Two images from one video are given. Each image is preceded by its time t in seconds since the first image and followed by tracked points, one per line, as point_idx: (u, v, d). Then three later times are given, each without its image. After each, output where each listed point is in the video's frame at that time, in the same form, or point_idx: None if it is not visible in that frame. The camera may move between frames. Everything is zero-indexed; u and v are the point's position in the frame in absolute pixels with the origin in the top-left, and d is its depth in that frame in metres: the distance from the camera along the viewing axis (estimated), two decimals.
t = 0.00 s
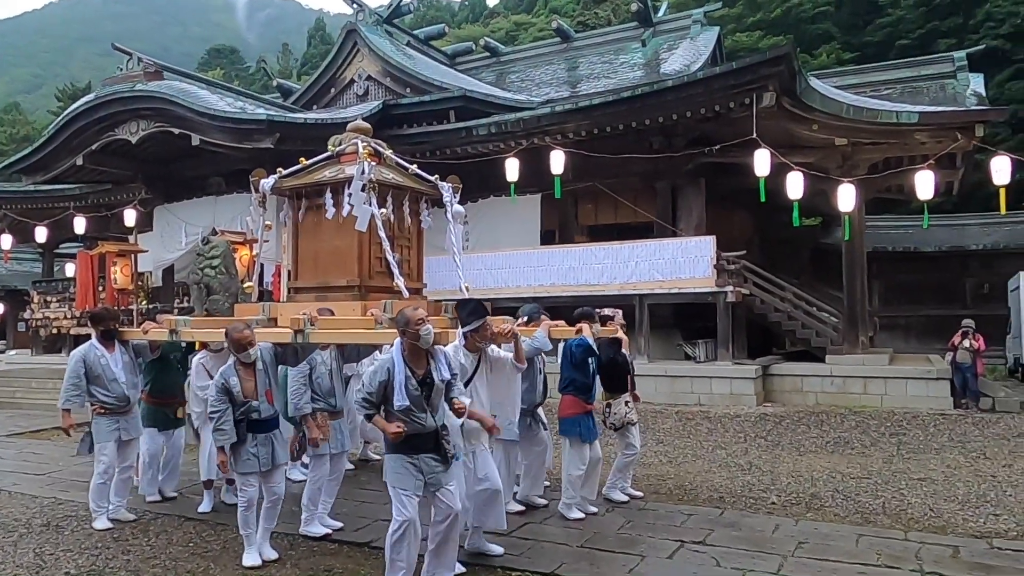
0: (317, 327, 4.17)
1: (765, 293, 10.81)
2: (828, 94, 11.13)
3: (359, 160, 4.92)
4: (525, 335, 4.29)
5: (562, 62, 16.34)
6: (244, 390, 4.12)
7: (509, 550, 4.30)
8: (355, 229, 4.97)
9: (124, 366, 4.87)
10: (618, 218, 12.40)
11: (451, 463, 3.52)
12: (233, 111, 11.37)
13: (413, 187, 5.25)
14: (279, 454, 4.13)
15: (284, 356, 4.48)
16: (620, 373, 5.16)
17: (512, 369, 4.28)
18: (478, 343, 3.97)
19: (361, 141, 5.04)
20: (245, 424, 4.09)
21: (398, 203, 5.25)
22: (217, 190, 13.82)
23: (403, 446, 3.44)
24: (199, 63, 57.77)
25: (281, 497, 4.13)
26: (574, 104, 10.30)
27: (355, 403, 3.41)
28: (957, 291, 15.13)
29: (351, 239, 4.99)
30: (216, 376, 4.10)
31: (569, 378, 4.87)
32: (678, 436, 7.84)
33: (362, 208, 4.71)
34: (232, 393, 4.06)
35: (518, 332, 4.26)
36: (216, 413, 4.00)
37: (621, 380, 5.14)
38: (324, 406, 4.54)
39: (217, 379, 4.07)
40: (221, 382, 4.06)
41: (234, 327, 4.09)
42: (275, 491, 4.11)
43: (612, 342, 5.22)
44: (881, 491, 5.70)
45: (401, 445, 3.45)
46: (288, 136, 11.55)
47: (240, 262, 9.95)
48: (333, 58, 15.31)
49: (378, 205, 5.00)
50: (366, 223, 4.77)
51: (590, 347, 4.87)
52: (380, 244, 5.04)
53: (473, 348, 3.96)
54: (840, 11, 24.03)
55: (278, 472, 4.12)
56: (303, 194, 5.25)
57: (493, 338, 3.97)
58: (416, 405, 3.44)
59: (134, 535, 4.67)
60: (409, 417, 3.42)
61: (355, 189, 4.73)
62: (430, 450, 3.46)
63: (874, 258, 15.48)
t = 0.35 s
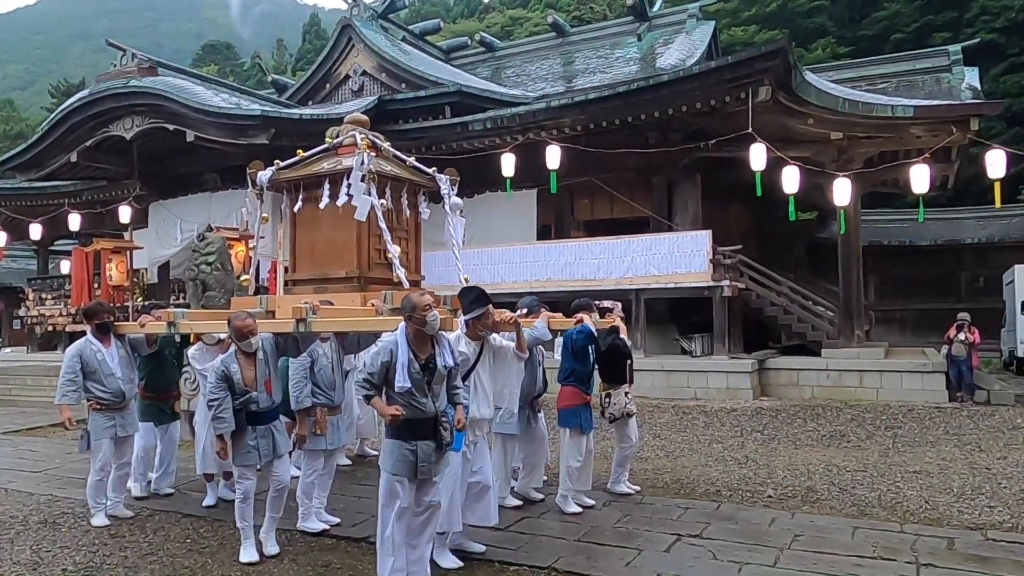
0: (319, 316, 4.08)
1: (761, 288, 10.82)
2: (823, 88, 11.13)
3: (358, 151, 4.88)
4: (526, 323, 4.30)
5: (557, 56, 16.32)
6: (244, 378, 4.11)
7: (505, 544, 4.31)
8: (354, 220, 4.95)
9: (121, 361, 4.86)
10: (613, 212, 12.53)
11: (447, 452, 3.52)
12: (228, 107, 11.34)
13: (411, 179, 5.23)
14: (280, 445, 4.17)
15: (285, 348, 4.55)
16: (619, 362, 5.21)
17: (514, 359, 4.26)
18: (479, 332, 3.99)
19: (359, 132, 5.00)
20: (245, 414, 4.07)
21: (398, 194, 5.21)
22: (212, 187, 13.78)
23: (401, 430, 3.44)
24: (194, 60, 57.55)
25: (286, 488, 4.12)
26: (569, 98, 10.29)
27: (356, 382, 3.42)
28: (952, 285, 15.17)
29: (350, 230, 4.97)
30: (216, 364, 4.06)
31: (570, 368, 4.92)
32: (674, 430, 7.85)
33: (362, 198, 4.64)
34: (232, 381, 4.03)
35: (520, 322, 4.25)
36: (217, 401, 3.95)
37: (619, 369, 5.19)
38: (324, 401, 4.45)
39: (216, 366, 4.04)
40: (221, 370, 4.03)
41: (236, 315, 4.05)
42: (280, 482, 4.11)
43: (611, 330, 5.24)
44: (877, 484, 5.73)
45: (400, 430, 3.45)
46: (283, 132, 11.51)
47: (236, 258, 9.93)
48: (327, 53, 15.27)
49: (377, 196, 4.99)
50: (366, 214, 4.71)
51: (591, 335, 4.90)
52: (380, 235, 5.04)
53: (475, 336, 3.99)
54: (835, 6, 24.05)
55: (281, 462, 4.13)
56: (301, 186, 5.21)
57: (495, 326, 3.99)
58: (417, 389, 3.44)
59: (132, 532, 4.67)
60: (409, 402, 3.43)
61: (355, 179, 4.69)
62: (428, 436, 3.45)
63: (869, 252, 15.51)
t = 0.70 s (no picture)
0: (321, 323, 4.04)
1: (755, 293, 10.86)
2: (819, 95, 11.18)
3: (358, 157, 4.93)
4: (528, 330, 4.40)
5: (554, 61, 16.36)
6: (246, 387, 4.12)
7: (498, 549, 4.30)
8: (354, 225, 4.98)
9: (113, 367, 4.83)
10: (609, 217, 12.34)
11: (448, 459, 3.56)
12: (224, 109, 11.33)
13: (410, 185, 5.27)
14: (282, 455, 4.13)
15: (287, 354, 4.28)
16: (616, 369, 5.20)
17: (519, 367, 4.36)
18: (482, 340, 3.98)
19: (358, 138, 5.04)
20: (248, 422, 4.10)
21: (397, 199, 5.25)
22: (207, 188, 13.76)
23: (407, 437, 3.46)
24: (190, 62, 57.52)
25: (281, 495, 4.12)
26: (566, 104, 10.32)
27: (361, 389, 3.35)
28: (946, 292, 15.24)
29: (350, 235, 4.99)
30: (219, 373, 4.10)
31: (567, 375, 4.90)
32: (669, 435, 7.86)
33: (363, 205, 4.76)
34: (234, 392, 4.07)
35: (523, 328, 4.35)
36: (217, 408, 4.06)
37: (616, 376, 5.17)
38: (322, 407, 4.30)
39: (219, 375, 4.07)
40: (223, 379, 4.06)
41: (238, 323, 4.01)
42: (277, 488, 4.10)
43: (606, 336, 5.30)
44: (870, 490, 5.74)
45: (406, 436, 3.45)
46: (279, 135, 11.51)
47: (231, 261, 9.91)
48: (325, 56, 15.27)
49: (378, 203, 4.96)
50: (367, 221, 4.79)
51: (590, 344, 4.91)
52: (380, 241, 5.05)
53: (479, 344, 4.00)
54: (831, 13, 24.16)
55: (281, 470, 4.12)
56: (301, 191, 5.25)
57: (499, 333, 4.02)
58: (426, 397, 3.44)
59: (124, 534, 4.66)
60: (418, 408, 3.44)
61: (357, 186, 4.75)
62: (433, 443, 3.49)
63: (864, 259, 15.56)
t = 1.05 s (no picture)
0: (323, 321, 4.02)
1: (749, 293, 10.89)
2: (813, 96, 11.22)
3: (358, 154, 4.90)
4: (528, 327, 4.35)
5: (550, 60, 16.36)
6: (249, 382, 4.07)
7: (492, 547, 4.30)
8: (354, 223, 4.96)
9: (117, 363, 4.71)
10: (604, 216, 12.31)
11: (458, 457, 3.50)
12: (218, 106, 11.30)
13: (409, 182, 5.24)
14: (279, 450, 4.11)
15: (287, 352, 4.35)
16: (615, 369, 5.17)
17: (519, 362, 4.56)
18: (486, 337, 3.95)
19: (357, 135, 5.01)
20: (248, 418, 4.04)
21: (396, 197, 5.23)
22: (201, 185, 13.71)
23: (415, 435, 3.40)
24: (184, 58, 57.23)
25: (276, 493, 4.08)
26: (561, 103, 10.32)
27: (370, 389, 3.30)
28: (939, 293, 15.32)
29: (349, 232, 4.97)
30: (221, 367, 4.04)
31: (567, 372, 4.91)
32: (662, 434, 7.88)
33: (364, 202, 4.71)
34: (236, 387, 4.00)
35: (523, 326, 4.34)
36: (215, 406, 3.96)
37: (614, 376, 5.13)
38: (323, 405, 4.41)
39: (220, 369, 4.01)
40: (225, 373, 4.00)
41: (242, 317, 3.98)
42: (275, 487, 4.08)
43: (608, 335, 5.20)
44: (862, 490, 5.77)
45: (413, 434, 3.40)
46: (273, 132, 11.48)
47: (225, 258, 9.90)
48: (320, 53, 15.22)
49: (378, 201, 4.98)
50: (367, 218, 4.77)
51: (596, 347, 4.77)
52: (379, 238, 5.05)
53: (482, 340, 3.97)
54: (826, 14, 24.21)
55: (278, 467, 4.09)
56: (299, 188, 5.20)
57: (503, 330, 3.97)
58: (433, 393, 3.43)
59: (116, 532, 4.64)
60: (427, 406, 3.40)
61: (358, 183, 4.73)
62: (441, 440, 3.43)
63: (857, 260, 15.61)
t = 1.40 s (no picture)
0: (325, 320, 4.03)
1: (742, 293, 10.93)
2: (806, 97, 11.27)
3: (356, 153, 4.90)
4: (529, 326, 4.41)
5: (544, 61, 16.38)
6: (255, 382, 4.07)
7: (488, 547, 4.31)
8: (353, 222, 4.96)
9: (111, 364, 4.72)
10: (598, 217, 12.33)
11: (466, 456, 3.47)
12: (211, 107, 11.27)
13: (407, 181, 5.25)
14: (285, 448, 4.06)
15: (289, 352, 4.27)
16: (611, 367, 5.20)
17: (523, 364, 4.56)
18: (489, 336, 3.89)
19: (354, 134, 5.02)
20: (251, 420, 4.06)
21: (394, 196, 5.24)
22: (194, 186, 13.66)
23: (422, 437, 3.36)
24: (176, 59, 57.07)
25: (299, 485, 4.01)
26: (555, 103, 10.32)
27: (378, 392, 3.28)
28: (931, 293, 15.39)
29: (348, 230, 4.96)
30: (225, 367, 4.05)
31: (564, 371, 4.94)
32: (656, 435, 7.90)
33: (364, 200, 4.69)
34: (244, 384, 4.02)
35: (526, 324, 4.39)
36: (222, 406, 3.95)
37: (611, 374, 5.18)
38: (317, 406, 4.27)
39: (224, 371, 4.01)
40: (232, 372, 4.01)
41: (245, 317, 4.02)
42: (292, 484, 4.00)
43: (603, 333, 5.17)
44: (855, 489, 5.79)
45: (420, 435, 3.36)
46: (267, 132, 11.46)
47: (219, 259, 9.89)
48: (313, 54, 15.20)
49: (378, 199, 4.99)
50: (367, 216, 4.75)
51: (595, 346, 4.79)
52: (377, 238, 5.06)
53: (484, 339, 3.90)
54: (819, 15, 24.31)
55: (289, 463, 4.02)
56: (297, 186, 5.16)
57: (504, 329, 3.92)
58: (442, 394, 3.38)
59: (108, 534, 4.63)
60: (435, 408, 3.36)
61: (358, 182, 4.73)
62: (449, 441, 3.39)
63: (850, 260, 15.67)
